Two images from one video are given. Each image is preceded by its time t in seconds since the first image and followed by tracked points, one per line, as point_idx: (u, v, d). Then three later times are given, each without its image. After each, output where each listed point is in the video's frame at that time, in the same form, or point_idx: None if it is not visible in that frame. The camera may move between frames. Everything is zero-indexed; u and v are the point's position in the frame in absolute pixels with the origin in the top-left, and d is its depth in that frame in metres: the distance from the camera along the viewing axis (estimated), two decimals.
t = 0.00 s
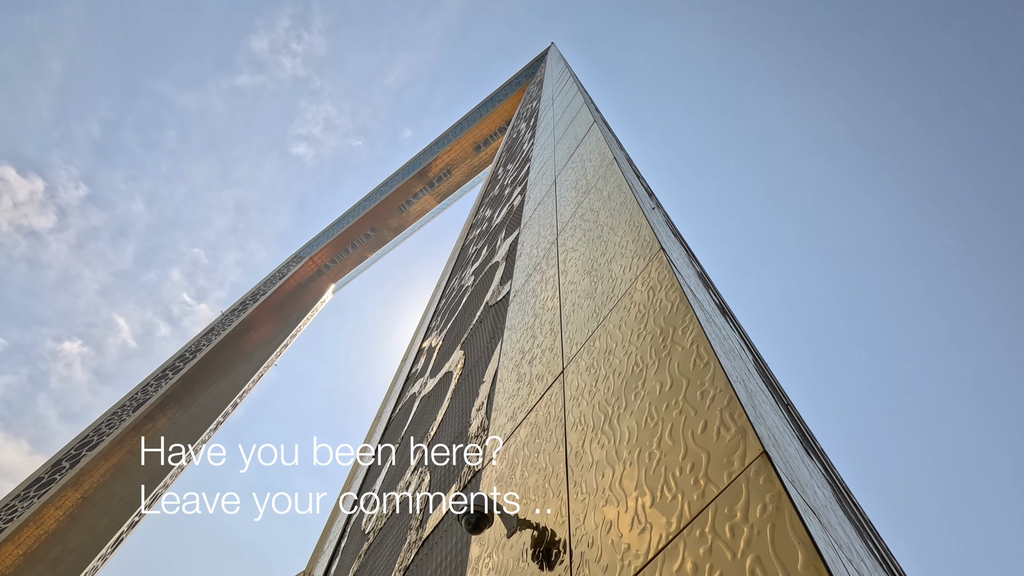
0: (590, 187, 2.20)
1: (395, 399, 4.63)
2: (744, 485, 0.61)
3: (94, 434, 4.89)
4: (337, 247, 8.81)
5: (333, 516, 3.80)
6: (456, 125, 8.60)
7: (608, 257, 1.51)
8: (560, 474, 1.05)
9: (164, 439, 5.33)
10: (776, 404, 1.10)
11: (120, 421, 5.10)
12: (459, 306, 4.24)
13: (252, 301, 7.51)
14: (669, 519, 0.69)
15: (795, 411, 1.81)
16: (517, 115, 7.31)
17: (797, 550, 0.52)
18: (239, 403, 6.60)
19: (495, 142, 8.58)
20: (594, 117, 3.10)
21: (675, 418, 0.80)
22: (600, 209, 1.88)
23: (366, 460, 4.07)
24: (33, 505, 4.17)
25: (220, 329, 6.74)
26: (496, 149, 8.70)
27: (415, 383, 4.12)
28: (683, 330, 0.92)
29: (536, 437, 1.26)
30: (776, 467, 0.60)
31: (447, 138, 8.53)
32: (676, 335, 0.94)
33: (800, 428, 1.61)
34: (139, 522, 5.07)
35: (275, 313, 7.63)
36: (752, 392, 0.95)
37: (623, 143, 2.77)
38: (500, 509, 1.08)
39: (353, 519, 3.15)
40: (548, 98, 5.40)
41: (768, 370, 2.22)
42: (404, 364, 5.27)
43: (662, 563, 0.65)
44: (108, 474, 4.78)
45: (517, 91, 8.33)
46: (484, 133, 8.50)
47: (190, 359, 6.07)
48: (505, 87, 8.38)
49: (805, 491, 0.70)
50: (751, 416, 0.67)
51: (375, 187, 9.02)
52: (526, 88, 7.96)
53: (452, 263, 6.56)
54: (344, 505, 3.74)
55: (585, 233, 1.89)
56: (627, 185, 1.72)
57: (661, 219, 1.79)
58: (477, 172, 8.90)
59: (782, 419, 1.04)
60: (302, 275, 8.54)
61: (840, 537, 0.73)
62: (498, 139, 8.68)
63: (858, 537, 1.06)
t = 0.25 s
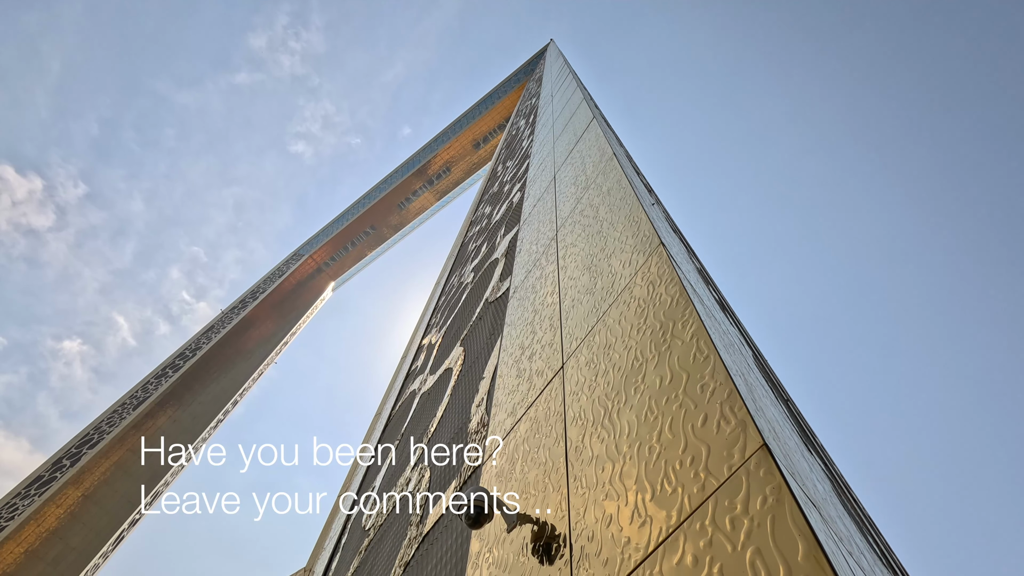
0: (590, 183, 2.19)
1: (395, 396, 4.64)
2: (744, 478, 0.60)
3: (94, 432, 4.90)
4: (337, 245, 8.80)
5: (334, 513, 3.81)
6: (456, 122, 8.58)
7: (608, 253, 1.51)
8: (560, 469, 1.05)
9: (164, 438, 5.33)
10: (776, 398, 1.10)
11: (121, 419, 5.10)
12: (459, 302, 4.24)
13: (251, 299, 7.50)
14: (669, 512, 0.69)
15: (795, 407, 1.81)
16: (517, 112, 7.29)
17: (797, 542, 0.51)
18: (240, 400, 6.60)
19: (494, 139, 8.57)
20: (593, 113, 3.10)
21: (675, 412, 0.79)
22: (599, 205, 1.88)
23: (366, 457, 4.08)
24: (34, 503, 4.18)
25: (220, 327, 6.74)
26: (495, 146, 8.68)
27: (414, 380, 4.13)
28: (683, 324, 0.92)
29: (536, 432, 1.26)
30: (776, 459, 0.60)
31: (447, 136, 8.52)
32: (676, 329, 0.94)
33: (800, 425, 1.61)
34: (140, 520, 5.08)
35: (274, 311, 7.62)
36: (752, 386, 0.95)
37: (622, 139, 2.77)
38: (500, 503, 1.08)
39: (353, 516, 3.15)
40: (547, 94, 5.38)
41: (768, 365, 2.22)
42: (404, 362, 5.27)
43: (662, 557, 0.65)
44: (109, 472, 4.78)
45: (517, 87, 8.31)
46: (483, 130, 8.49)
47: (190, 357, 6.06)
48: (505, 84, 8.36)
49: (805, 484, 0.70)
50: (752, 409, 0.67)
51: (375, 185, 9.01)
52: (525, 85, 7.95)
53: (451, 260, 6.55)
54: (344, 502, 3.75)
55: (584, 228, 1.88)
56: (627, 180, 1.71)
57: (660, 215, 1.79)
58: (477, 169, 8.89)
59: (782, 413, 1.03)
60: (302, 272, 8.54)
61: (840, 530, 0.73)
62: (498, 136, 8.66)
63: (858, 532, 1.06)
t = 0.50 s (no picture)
0: (588, 176, 2.19)
1: (394, 391, 4.64)
2: (744, 466, 0.60)
3: (94, 429, 4.91)
4: (335, 240, 8.79)
5: (334, 508, 3.81)
6: (454, 116, 8.55)
7: (606, 245, 1.51)
8: (560, 460, 1.05)
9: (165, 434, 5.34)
10: (776, 389, 1.09)
11: (120, 416, 5.10)
12: (458, 297, 4.23)
13: (250, 294, 7.48)
14: (668, 502, 0.69)
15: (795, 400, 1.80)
16: (516, 106, 7.26)
17: (797, 530, 0.51)
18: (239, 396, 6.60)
19: (493, 134, 8.53)
20: (592, 107, 3.09)
21: (675, 402, 0.79)
22: (598, 198, 1.87)
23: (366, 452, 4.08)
24: (35, 499, 4.21)
25: (219, 323, 6.73)
26: (494, 140, 8.65)
27: (413, 375, 4.14)
28: (682, 315, 0.92)
29: (536, 425, 1.26)
30: (776, 448, 0.60)
31: (446, 130, 8.48)
32: (676, 319, 0.93)
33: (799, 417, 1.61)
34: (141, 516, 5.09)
35: (274, 307, 7.62)
36: (751, 377, 0.95)
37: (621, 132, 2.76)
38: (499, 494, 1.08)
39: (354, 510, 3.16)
40: (546, 88, 5.36)
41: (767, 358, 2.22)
42: (403, 356, 5.28)
43: (662, 546, 0.65)
44: (109, 469, 4.78)
45: (515, 81, 8.27)
46: (482, 125, 8.46)
47: (190, 354, 6.06)
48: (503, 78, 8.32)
49: (805, 474, 0.69)
50: (752, 398, 0.67)
51: (373, 180, 8.99)
52: (524, 79, 7.91)
53: (450, 255, 6.54)
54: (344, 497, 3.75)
55: (583, 221, 1.88)
56: (626, 172, 1.71)
57: (660, 208, 1.78)
58: (476, 164, 8.86)
59: (782, 403, 1.03)
60: (301, 268, 8.53)
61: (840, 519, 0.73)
62: (497, 130, 8.63)
63: (858, 522, 1.06)
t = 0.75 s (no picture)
0: (587, 168, 2.19)
1: (394, 385, 4.64)
2: (745, 454, 0.60)
3: (93, 424, 4.90)
4: (334, 235, 8.77)
5: (334, 501, 3.82)
6: (452, 110, 8.51)
7: (606, 237, 1.50)
8: (560, 452, 1.05)
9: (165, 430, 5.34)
10: (775, 379, 1.09)
11: (120, 411, 5.10)
12: (457, 291, 4.23)
13: (249, 289, 7.46)
14: (668, 491, 0.69)
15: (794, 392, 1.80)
16: (514, 99, 7.23)
17: (798, 517, 0.51)
18: (239, 392, 6.59)
19: (491, 127, 8.50)
20: (590, 99, 3.07)
21: (674, 392, 0.79)
22: (597, 189, 1.87)
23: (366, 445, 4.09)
24: (35, 494, 4.19)
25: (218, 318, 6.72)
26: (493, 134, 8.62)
27: (413, 369, 4.14)
28: (681, 305, 0.92)
29: (536, 416, 1.26)
30: (776, 436, 0.60)
31: (444, 124, 8.45)
32: (676, 309, 0.93)
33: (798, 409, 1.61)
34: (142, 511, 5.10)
35: (273, 302, 7.61)
36: (751, 367, 0.95)
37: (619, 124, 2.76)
38: (499, 485, 1.08)
39: (354, 503, 3.16)
40: (544, 81, 5.34)
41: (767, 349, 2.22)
42: (403, 350, 5.28)
43: (662, 535, 0.65)
44: (110, 464, 4.78)
45: (513, 75, 8.24)
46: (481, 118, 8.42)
47: (189, 349, 6.04)
48: (502, 71, 8.29)
49: (805, 462, 0.69)
50: (751, 387, 0.67)
51: (372, 175, 8.97)
52: (522, 72, 7.88)
53: (449, 249, 6.54)
54: (344, 491, 3.76)
55: (583, 213, 1.88)
56: (625, 164, 1.70)
57: (659, 199, 1.78)
58: (474, 158, 8.84)
59: (782, 393, 1.03)
60: (300, 263, 8.51)
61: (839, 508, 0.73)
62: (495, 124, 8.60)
63: (858, 513, 1.06)
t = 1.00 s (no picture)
0: (586, 157, 2.18)
1: (394, 377, 4.65)
2: (746, 438, 0.61)
3: (94, 419, 4.89)
4: (332, 228, 8.75)
5: (335, 493, 3.84)
6: (449, 102, 8.46)
7: (605, 225, 1.50)
8: (560, 440, 1.05)
9: (165, 424, 5.34)
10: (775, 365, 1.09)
11: (120, 406, 5.09)
12: (456, 283, 4.23)
13: (247, 283, 7.44)
14: (669, 476, 0.69)
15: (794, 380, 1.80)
16: (511, 90, 7.19)
17: (799, 498, 0.51)
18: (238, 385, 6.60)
19: (488, 119, 8.47)
20: (588, 88, 3.06)
21: (675, 378, 0.80)
22: (596, 178, 1.86)
23: (366, 437, 4.10)
24: (37, 490, 4.19)
25: (217, 312, 6.70)
26: (490, 126, 8.58)
27: (412, 361, 4.14)
28: (681, 292, 0.92)
29: (536, 405, 1.26)
30: (777, 419, 0.59)
31: (441, 116, 8.41)
32: (676, 296, 0.93)
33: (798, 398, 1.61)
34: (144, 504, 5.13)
35: (271, 295, 7.60)
36: (751, 353, 0.95)
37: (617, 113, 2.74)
38: (500, 475, 1.08)
39: (355, 494, 3.17)
40: (542, 71, 5.30)
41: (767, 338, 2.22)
42: (402, 343, 5.28)
43: (663, 520, 0.66)
44: (111, 458, 4.80)
45: (510, 66, 8.20)
46: (478, 110, 8.38)
47: (188, 343, 6.03)
48: (498, 62, 8.23)
49: (805, 447, 0.69)
50: (752, 372, 0.67)
51: (369, 167, 8.93)
52: (519, 63, 7.82)
53: (447, 241, 6.52)
54: (345, 482, 3.78)
55: (582, 202, 1.87)
56: (623, 153, 1.70)
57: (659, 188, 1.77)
58: (472, 150, 8.80)
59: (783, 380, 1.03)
60: (298, 256, 8.50)
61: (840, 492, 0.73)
62: (492, 115, 8.55)
63: (859, 499, 1.06)
